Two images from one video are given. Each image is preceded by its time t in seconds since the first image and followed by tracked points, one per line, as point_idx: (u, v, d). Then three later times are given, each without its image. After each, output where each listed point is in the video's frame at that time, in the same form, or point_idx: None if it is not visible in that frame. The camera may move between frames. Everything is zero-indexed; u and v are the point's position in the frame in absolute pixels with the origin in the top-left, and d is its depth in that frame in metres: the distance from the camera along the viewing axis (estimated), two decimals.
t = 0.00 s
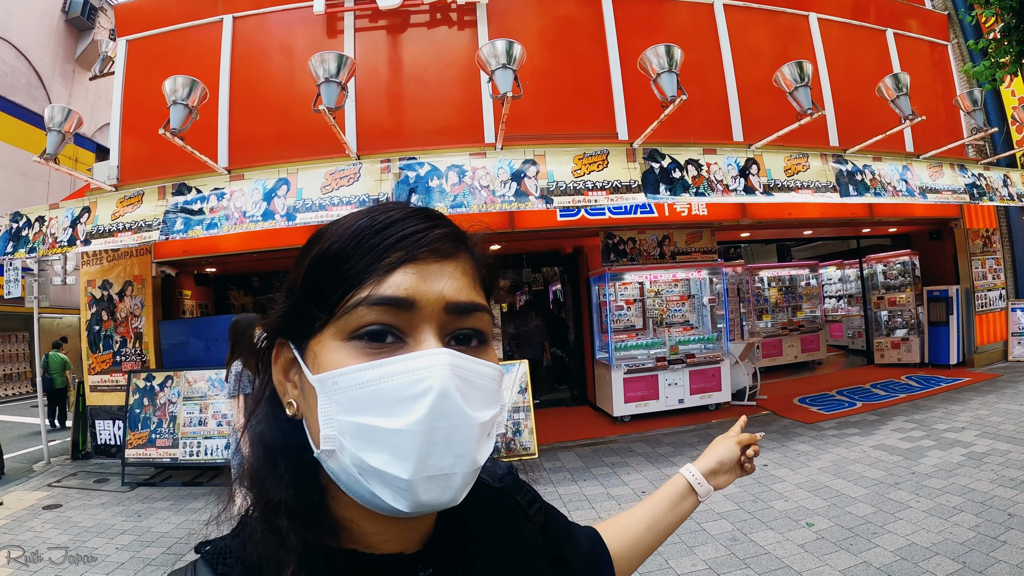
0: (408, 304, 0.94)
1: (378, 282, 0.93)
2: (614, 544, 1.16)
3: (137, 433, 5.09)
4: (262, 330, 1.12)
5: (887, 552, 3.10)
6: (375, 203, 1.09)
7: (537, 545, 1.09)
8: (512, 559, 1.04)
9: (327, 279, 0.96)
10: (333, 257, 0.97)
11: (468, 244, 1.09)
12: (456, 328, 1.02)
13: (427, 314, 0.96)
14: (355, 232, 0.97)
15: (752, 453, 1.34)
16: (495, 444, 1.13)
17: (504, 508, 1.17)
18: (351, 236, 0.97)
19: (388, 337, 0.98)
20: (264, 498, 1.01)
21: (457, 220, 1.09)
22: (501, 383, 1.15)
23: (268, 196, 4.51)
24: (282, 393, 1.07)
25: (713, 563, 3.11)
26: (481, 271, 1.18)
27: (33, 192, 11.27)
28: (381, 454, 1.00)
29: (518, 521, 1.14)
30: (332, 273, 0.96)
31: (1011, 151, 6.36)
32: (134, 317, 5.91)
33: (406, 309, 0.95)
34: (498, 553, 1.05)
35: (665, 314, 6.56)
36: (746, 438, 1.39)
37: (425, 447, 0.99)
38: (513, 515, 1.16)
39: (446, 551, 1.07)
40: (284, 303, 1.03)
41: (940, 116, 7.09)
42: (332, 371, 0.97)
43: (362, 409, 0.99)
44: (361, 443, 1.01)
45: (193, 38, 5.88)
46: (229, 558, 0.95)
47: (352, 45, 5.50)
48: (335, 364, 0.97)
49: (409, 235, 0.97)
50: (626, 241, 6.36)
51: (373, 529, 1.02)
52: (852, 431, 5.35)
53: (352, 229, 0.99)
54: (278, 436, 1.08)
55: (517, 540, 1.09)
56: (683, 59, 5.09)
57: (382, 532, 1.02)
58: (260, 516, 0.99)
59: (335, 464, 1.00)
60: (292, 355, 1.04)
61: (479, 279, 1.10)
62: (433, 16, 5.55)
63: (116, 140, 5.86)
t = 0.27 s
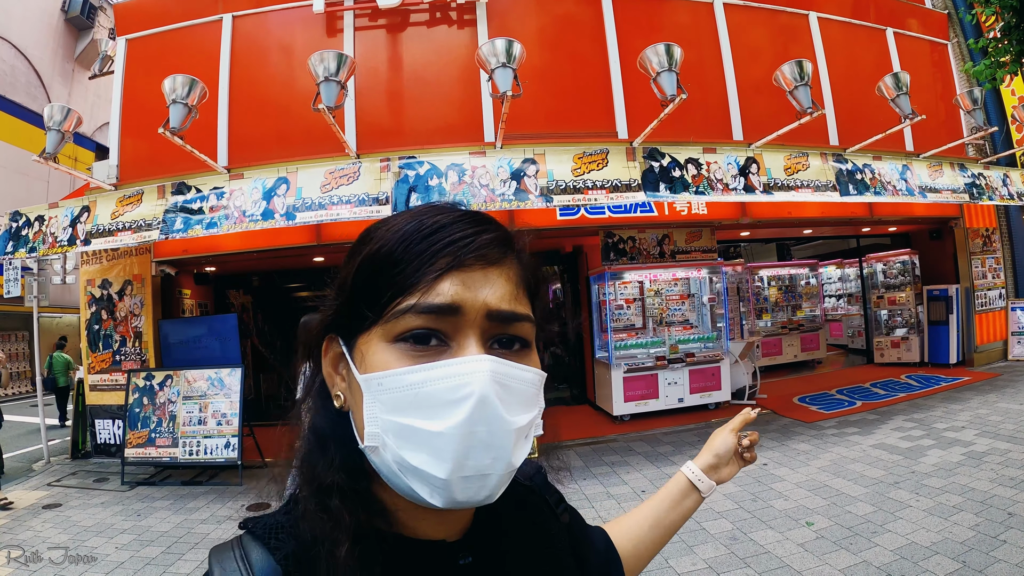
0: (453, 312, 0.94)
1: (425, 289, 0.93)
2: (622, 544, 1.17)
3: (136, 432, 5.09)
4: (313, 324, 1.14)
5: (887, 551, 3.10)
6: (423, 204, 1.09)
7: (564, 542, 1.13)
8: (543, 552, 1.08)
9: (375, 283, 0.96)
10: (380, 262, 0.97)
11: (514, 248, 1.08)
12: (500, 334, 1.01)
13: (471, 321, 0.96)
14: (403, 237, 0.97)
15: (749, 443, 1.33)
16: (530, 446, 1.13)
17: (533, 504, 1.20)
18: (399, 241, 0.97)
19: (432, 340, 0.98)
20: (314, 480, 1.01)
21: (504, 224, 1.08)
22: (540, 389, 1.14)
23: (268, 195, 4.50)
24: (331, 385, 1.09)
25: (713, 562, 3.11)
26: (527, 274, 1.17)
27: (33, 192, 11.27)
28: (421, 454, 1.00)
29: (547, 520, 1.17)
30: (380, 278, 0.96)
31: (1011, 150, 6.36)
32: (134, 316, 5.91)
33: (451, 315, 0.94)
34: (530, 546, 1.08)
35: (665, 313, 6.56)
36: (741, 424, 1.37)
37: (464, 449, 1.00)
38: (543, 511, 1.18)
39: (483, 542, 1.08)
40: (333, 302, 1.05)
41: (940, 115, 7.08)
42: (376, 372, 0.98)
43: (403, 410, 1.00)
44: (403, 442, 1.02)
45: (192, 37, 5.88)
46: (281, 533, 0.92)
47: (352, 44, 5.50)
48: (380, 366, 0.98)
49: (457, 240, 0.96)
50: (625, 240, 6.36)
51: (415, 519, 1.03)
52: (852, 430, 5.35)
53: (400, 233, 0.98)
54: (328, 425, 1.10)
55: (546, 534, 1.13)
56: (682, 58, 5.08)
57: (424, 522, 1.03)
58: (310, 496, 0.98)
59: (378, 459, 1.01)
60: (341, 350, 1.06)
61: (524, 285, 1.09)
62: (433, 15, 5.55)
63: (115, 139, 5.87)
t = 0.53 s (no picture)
0: (465, 319, 0.94)
1: (438, 297, 0.93)
2: (622, 537, 1.18)
3: (136, 432, 5.08)
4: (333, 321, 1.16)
5: (887, 551, 3.10)
6: (442, 206, 1.08)
7: (569, 537, 1.13)
8: (549, 548, 1.08)
9: (391, 288, 0.97)
10: (396, 268, 0.97)
11: (531, 255, 1.06)
12: (512, 342, 1.01)
13: (482, 329, 0.96)
14: (420, 244, 0.97)
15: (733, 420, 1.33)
16: (536, 451, 1.12)
17: (538, 495, 1.21)
18: (416, 246, 0.97)
19: (444, 347, 0.98)
20: (335, 470, 1.02)
21: (521, 230, 1.06)
22: (549, 396, 1.13)
23: (268, 194, 4.50)
24: (349, 380, 1.10)
25: (713, 561, 3.11)
26: (544, 278, 1.15)
27: (33, 191, 11.28)
28: (428, 456, 1.00)
29: (553, 514, 1.17)
30: (396, 283, 0.96)
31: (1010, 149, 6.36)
32: (134, 315, 5.91)
33: (463, 322, 0.94)
34: (537, 543, 1.08)
35: (665, 312, 6.57)
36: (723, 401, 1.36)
37: (470, 454, 0.99)
38: (550, 504, 1.19)
39: (495, 534, 1.08)
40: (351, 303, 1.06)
41: (940, 115, 7.08)
42: (390, 375, 0.98)
43: (411, 415, 0.99)
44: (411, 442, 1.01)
45: (192, 36, 5.87)
46: (305, 524, 0.92)
47: (352, 43, 5.50)
48: (393, 369, 0.98)
49: (471, 248, 0.95)
50: (625, 239, 6.36)
51: (429, 513, 1.04)
52: (852, 430, 5.35)
53: (418, 238, 0.98)
54: (348, 415, 1.10)
55: (554, 530, 1.13)
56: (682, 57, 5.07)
57: (440, 515, 1.04)
58: (330, 485, 0.99)
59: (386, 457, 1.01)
60: (360, 348, 1.07)
61: (539, 291, 1.07)
62: (432, 15, 5.54)
63: (115, 139, 5.86)
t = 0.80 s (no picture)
0: (443, 313, 0.93)
1: (414, 294, 0.93)
2: (609, 541, 1.20)
3: (135, 431, 5.08)
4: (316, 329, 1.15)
5: (886, 550, 3.10)
6: (413, 206, 1.08)
7: (558, 533, 1.14)
8: (540, 544, 1.08)
9: (368, 290, 0.96)
10: (371, 270, 0.97)
11: (505, 244, 1.06)
12: (492, 331, 1.01)
13: (461, 320, 0.95)
14: (392, 244, 0.96)
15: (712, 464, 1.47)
16: (528, 438, 1.13)
17: (527, 493, 1.21)
18: (389, 247, 0.97)
19: (425, 343, 0.98)
20: (325, 471, 1.01)
21: (493, 221, 1.06)
22: (535, 381, 1.13)
23: (267, 193, 4.50)
24: (336, 387, 1.09)
25: (712, 560, 3.12)
26: (522, 267, 1.15)
27: (32, 191, 11.28)
28: (420, 451, 0.99)
29: (542, 512, 1.17)
30: (372, 284, 0.96)
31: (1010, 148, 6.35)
32: (133, 315, 5.90)
33: (442, 316, 0.94)
34: (527, 540, 1.08)
35: (665, 311, 6.56)
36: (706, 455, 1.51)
37: (460, 446, 0.99)
38: (539, 502, 1.19)
39: (486, 533, 1.08)
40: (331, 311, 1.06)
41: (940, 114, 7.09)
42: (374, 376, 0.98)
43: (400, 411, 0.99)
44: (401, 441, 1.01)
45: (191, 36, 5.87)
46: (293, 527, 0.92)
47: (351, 42, 5.49)
48: (376, 369, 0.98)
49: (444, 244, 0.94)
50: (624, 238, 6.36)
51: (420, 514, 1.04)
52: (852, 429, 5.35)
53: (390, 238, 0.98)
54: (337, 417, 1.10)
55: (544, 528, 1.13)
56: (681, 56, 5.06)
57: (431, 515, 1.04)
58: (319, 488, 0.98)
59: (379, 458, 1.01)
60: (344, 355, 1.06)
61: (517, 280, 1.07)
62: (432, 13, 5.54)
63: (114, 138, 5.86)
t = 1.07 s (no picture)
0: (404, 295, 0.95)
1: (374, 279, 0.95)
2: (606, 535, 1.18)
3: (135, 430, 5.08)
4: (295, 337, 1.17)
5: (886, 549, 3.10)
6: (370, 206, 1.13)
7: (552, 528, 1.12)
8: (532, 539, 1.07)
9: (333, 284, 0.99)
10: (333, 266, 1.00)
11: (460, 227, 1.10)
12: (455, 308, 1.02)
13: (423, 300, 0.97)
14: (349, 239, 1.00)
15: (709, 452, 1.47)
16: (506, 413, 1.13)
17: (519, 488, 1.20)
18: (347, 241, 1.01)
19: (392, 326, 0.99)
20: (310, 472, 1.02)
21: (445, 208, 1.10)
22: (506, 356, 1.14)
23: (266, 192, 4.50)
24: (318, 390, 1.10)
25: (711, 559, 3.12)
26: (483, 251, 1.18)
27: (32, 190, 11.29)
28: (396, 433, 1.00)
29: (533, 507, 1.16)
30: (336, 278, 0.99)
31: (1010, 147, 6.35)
32: (133, 314, 5.90)
33: (404, 298, 0.96)
34: (519, 534, 1.07)
35: (664, 310, 6.56)
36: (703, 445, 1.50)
37: (434, 422, 0.99)
38: (530, 496, 1.18)
39: (476, 527, 1.07)
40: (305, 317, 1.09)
41: (939, 114, 7.09)
42: (347, 366, 0.99)
43: (375, 392, 1.01)
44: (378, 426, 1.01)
45: (190, 35, 5.87)
46: (280, 527, 0.92)
47: (351, 42, 5.49)
48: (348, 359, 1.00)
49: (397, 230, 0.98)
50: (624, 238, 6.35)
51: (407, 510, 1.04)
52: (851, 428, 5.36)
53: (347, 235, 1.02)
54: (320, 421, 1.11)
55: (535, 522, 1.11)
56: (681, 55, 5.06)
57: (419, 510, 1.03)
58: (305, 488, 0.99)
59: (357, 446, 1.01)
60: (322, 356, 1.08)
61: (477, 260, 1.10)
62: (431, 12, 5.54)
63: (113, 138, 5.86)
